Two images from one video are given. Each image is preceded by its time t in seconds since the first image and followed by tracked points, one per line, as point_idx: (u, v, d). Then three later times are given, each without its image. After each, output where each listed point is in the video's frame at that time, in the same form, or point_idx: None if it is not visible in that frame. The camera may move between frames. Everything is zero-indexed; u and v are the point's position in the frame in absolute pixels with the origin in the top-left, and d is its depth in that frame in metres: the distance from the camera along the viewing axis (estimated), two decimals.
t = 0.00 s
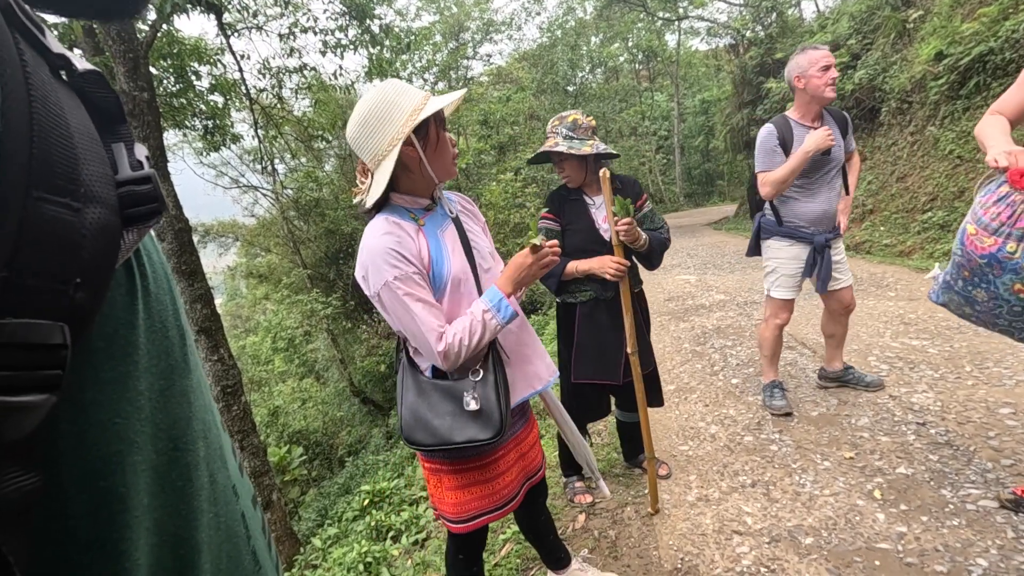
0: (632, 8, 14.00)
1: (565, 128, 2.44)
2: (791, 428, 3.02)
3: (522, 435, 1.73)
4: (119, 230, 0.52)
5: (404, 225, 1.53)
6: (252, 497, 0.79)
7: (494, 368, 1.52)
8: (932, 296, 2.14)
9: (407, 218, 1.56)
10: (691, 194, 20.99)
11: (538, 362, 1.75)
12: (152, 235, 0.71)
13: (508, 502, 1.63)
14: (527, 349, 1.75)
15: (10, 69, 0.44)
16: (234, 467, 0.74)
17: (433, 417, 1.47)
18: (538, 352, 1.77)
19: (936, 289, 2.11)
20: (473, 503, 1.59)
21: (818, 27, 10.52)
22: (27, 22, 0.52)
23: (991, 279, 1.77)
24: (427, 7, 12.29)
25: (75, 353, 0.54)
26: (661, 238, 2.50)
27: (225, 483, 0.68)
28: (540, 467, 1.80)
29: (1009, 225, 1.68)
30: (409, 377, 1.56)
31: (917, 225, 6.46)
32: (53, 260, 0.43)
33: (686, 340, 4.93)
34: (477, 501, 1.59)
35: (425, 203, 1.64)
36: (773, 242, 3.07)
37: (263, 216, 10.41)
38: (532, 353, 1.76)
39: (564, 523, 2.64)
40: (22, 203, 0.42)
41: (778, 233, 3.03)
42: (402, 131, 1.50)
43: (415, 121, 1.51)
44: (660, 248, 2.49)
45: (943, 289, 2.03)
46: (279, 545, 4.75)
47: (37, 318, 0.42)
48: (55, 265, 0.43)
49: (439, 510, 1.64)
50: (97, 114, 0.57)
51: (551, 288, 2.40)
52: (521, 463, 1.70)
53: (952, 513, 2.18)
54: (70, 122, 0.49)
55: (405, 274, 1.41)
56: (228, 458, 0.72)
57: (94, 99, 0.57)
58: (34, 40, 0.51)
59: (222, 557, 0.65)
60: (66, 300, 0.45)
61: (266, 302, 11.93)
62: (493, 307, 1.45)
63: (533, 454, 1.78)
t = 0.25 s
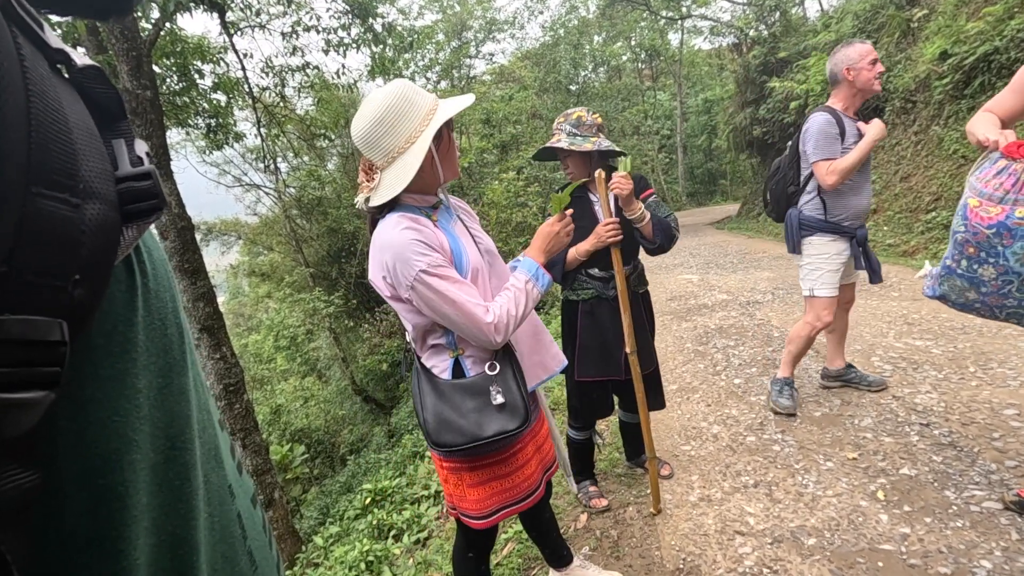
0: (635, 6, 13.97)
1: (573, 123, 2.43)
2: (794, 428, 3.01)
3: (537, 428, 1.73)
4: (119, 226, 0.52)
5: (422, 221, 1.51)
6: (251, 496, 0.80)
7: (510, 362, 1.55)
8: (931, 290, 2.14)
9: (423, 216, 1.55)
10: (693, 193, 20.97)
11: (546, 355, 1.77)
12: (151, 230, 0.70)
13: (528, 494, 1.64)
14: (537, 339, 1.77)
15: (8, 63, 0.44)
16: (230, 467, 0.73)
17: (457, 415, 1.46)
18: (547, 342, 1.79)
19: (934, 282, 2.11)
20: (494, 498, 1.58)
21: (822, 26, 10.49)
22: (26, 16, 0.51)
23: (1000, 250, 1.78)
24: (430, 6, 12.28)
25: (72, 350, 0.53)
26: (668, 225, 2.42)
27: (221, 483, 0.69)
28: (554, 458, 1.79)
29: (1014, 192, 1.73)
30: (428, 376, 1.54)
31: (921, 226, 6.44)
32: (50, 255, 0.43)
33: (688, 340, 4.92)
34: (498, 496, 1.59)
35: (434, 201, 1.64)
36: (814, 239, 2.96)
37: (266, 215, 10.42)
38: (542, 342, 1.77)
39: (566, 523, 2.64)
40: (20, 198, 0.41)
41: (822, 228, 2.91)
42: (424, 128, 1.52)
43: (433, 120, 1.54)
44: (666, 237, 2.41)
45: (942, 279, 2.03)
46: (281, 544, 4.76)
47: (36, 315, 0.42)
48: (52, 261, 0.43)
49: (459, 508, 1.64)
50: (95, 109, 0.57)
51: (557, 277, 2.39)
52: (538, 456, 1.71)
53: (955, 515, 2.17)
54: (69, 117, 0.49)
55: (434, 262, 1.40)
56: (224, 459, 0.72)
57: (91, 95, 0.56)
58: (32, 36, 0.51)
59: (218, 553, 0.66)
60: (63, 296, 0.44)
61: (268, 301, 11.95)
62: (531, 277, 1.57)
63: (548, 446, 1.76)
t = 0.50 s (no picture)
0: (637, 7, 13.97)
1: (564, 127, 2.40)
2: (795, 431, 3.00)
3: (541, 429, 1.74)
4: (123, 230, 0.52)
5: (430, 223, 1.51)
6: (251, 501, 0.80)
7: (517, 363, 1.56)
8: (922, 250, 2.27)
9: (431, 217, 1.54)
10: (695, 194, 20.97)
11: (547, 353, 1.76)
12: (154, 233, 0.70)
13: (534, 492, 1.64)
14: (540, 338, 1.77)
15: (13, 66, 0.44)
16: (231, 473, 0.74)
17: (467, 416, 1.46)
18: (549, 340, 1.79)
19: (926, 241, 2.23)
20: (501, 499, 1.58)
21: (825, 27, 10.48)
22: (31, 20, 0.51)
23: (996, 197, 1.89)
24: (433, 6, 12.29)
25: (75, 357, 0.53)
26: (658, 219, 2.37)
27: (221, 489, 0.70)
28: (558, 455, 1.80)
29: (1007, 136, 1.86)
30: (436, 378, 1.53)
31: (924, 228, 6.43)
32: (54, 259, 0.43)
33: (690, 341, 4.91)
34: (505, 496, 1.59)
35: (440, 201, 1.64)
36: (843, 236, 2.92)
37: (268, 215, 10.43)
38: (545, 340, 1.77)
39: (567, 525, 2.64)
40: (24, 202, 0.41)
41: (851, 224, 2.89)
42: (422, 128, 1.51)
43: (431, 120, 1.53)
44: (658, 230, 2.35)
45: (935, 234, 2.15)
46: (281, 543, 4.77)
47: (39, 320, 0.42)
48: (56, 265, 0.43)
49: (465, 508, 1.63)
50: (100, 113, 0.57)
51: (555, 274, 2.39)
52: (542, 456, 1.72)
53: (957, 518, 2.16)
54: (74, 121, 0.49)
55: (445, 265, 1.40)
56: (225, 466, 0.72)
57: (95, 97, 0.56)
58: (38, 39, 0.51)
59: (218, 560, 0.67)
60: (67, 301, 0.44)
61: (270, 300, 11.96)
62: (536, 279, 1.58)
63: (552, 445, 1.77)
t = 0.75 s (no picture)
0: (635, 7, 14.00)
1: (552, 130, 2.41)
2: (792, 431, 3.01)
3: (530, 434, 1.74)
4: (108, 235, 0.52)
5: (417, 224, 1.51)
6: (244, 506, 0.81)
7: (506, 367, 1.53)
8: (905, 215, 2.34)
9: (419, 217, 1.54)
10: (693, 194, 21.02)
11: (541, 363, 1.75)
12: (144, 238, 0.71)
13: (520, 498, 1.63)
14: (534, 347, 1.76)
15: None
16: (223, 480, 0.74)
17: (448, 418, 1.46)
18: (543, 349, 1.78)
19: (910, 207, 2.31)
20: (485, 503, 1.58)
21: (822, 29, 10.52)
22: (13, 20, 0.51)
23: (987, 156, 1.99)
24: (431, 6, 12.28)
25: (61, 363, 0.53)
26: (649, 211, 2.40)
27: (213, 495, 0.70)
28: (547, 463, 1.82)
29: (1002, 96, 1.97)
30: (422, 378, 1.53)
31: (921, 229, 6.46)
32: (38, 264, 0.43)
33: (687, 342, 4.92)
34: (489, 501, 1.58)
35: (436, 202, 1.65)
36: (869, 235, 2.91)
37: (265, 214, 10.40)
38: (539, 347, 1.76)
39: (564, 526, 2.64)
40: (8, 205, 0.41)
41: (877, 223, 2.89)
42: (402, 106, 1.49)
43: (413, 101, 1.51)
44: (650, 221, 2.39)
45: (921, 196, 2.23)
46: (278, 543, 4.75)
47: (24, 327, 0.41)
48: (40, 272, 0.43)
49: (450, 510, 1.63)
50: (85, 114, 0.57)
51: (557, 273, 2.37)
52: (529, 461, 1.71)
53: (953, 519, 2.17)
54: (56, 121, 0.48)
55: (425, 268, 1.40)
56: (218, 472, 0.73)
57: (80, 98, 0.56)
58: (20, 40, 0.51)
59: (207, 567, 0.67)
60: (50, 305, 0.44)
61: (267, 299, 11.93)
62: (521, 288, 1.52)
63: (541, 451, 1.79)
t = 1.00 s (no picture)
0: (629, 7, 14.02)
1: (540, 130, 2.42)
2: (785, 430, 3.02)
3: (518, 437, 1.72)
4: (75, 230, 0.51)
5: (398, 225, 1.52)
6: (225, 504, 0.82)
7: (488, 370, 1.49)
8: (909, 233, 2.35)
9: (403, 218, 1.55)
10: (687, 194, 21.10)
11: (531, 370, 1.73)
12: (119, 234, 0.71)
13: (504, 502, 1.62)
14: (523, 353, 1.73)
15: None
16: (203, 478, 0.75)
17: (426, 417, 1.45)
18: (533, 357, 1.76)
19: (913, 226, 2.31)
20: (467, 504, 1.58)
21: (815, 30, 10.59)
22: None
23: (976, 182, 1.91)
24: (425, 5, 12.25)
25: (30, 359, 0.53)
26: (640, 208, 2.39)
27: (191, 495, 0.71)
28: (536, 468, 1.81)
29: (989, 122, 1.87)
30: (405, 377, 1.55)
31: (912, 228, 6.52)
32: None
33: (681, 341, 4.93)
34: (472, 502, 1.58)
35: (424, 203, 1.64)
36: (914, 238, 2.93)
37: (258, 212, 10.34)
38: (529, 356, 1.75)
39: (558, 524, 2.65)
40: None
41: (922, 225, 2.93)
42: (391, 101, 1.49)
43: (403, 97, 1.51)
44: (641, 218, 2.38)
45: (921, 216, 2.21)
46: (271, 543, 4.73)
47: None
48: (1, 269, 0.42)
49: (434, 508, 1.63)
50: (51, 109, 0.57)
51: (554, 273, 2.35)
52: (516, 464, 1.70)
53: (943, 516, 2.18)
54: (17, 114, 0.48)
55: (398, 274, 1.41)
56: (197, 471, 0.73)
57: (44, 91, 0.56)
58: None
59: (185, 567, 0.68)
60: (13, 303, 0.43)
61: (260, 299, 11.88)
62: (488, 308, 1.42)
63: (531, 456, 1.79)
